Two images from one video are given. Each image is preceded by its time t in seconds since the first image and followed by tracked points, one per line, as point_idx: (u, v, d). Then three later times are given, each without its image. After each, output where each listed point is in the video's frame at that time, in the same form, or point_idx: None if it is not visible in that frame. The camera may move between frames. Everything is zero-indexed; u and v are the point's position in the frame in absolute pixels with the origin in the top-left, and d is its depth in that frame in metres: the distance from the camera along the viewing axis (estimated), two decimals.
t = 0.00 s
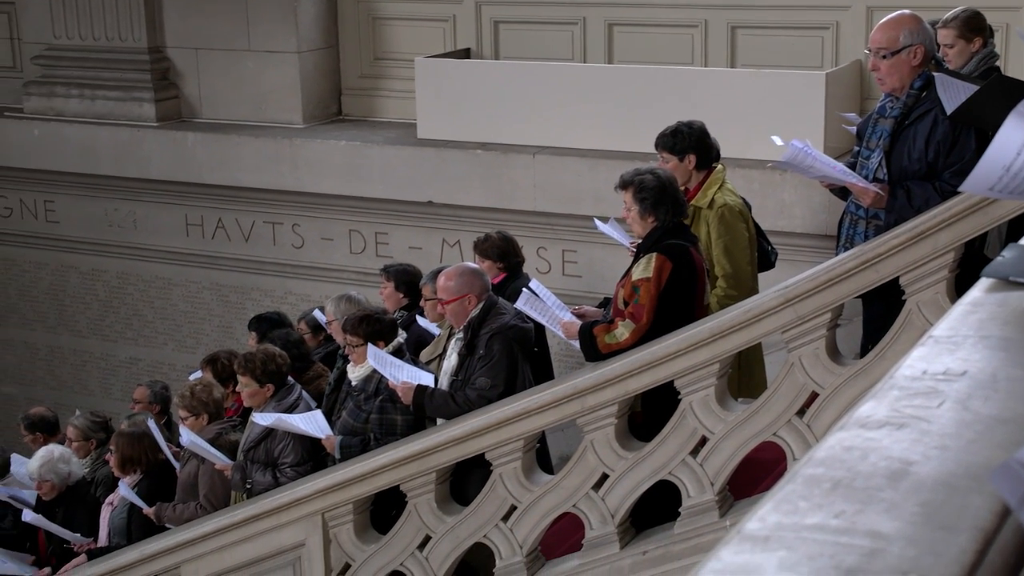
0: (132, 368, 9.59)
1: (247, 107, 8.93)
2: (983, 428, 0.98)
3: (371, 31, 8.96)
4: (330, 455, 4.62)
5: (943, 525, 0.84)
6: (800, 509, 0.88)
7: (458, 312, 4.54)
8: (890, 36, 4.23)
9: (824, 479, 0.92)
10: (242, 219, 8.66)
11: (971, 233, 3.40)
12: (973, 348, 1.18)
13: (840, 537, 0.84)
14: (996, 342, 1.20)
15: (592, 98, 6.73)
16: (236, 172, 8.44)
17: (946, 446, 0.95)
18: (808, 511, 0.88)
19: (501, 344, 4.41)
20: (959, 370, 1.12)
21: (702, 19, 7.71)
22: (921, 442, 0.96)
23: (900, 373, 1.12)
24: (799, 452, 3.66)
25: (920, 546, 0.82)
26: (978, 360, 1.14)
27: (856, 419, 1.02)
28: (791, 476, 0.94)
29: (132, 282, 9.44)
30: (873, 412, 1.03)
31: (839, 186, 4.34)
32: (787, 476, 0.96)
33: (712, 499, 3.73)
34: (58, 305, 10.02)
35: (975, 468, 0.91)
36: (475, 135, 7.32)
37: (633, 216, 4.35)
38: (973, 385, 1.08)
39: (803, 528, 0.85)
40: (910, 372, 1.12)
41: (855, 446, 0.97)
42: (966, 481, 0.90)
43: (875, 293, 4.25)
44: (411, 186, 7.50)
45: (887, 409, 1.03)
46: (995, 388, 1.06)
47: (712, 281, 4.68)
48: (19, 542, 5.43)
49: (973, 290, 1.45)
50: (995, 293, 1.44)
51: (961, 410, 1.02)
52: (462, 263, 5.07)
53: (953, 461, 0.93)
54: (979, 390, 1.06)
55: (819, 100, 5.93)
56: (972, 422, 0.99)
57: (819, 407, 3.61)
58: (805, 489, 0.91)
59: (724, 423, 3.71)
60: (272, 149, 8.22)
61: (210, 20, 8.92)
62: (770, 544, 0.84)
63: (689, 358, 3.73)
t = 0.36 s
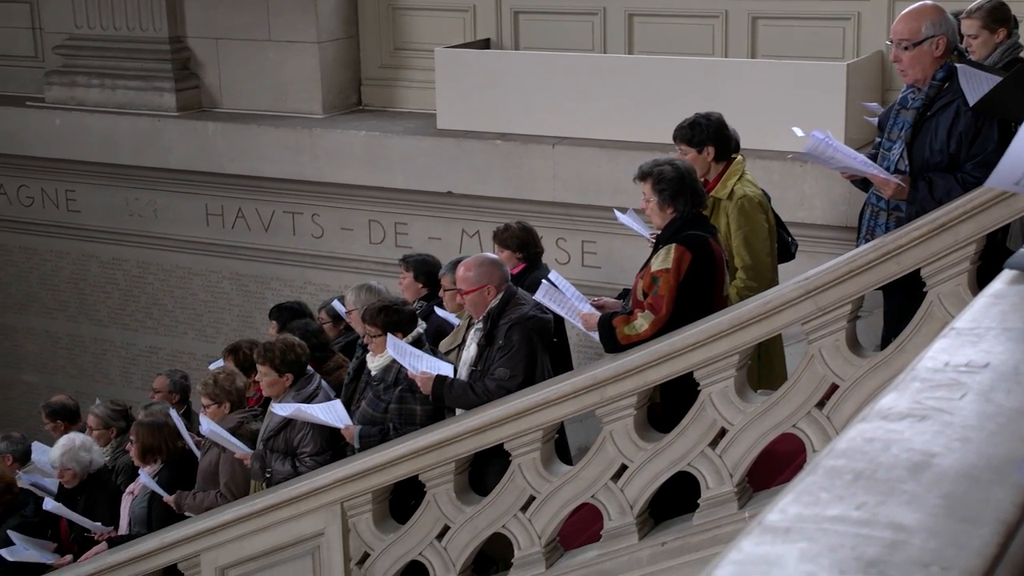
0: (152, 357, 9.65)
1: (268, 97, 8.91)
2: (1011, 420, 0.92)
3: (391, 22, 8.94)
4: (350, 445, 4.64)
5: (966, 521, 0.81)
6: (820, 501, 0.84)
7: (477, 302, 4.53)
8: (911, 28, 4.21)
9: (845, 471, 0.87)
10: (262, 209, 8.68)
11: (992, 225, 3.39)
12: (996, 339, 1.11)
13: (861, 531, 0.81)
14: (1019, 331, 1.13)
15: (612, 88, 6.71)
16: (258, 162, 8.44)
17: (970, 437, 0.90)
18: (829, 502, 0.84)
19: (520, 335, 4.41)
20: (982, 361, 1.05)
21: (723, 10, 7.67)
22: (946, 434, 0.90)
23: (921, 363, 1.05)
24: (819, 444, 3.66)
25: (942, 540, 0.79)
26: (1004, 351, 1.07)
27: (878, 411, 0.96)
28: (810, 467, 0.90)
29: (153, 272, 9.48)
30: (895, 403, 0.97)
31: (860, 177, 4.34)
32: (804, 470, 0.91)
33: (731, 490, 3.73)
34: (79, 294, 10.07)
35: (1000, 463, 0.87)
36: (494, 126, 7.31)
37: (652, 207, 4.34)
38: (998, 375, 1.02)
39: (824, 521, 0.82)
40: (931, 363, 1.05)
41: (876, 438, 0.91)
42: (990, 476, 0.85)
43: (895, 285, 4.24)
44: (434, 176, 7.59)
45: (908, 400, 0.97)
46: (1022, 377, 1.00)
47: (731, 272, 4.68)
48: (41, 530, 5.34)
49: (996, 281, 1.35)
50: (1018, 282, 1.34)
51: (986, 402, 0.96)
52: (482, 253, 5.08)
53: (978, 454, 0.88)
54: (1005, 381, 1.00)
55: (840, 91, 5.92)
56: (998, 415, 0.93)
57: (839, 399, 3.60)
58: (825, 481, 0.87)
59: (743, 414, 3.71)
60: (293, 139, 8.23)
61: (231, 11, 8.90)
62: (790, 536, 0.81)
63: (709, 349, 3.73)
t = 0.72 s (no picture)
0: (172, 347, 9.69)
1: (287, 88, 8.89)
2: None
3: (410, 12, 8.94)
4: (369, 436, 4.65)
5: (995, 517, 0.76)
6: (841, 493, 0.80)
7: (496, 293, 4.52)
8: (934, 19, 4.20)
9: (865, 464, 0.83)
10: (280, 199, 8.65)
11: (1014, 217, 3.38)
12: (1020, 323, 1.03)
13: (884, 524, 0.77)
14: None
15: (632, 80, 6.70)
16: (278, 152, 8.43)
17: (993, 430, 0.85)
18: (850, 494, 0.80)
19: (539, 327, 4.42)
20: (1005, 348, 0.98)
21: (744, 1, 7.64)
22: (968, 426, 0.85)
23: (945, 355, 0.99)
24: (838, 437, 3.64)
25: (968, 536, 0.75)
26: None
27: (899, 404, 0.91)
28: (831, 459, 0.85)
29: (173, 262, 9.52)
30: (916, 395, 0.92)
31: (880, 169, 4.34)
32: (825, 462, 0.87)
33: (750, 483, 3.73)
34: (99, 284, 10.12)
35: None
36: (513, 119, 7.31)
37: (673, 198, 4.33)
38: None
39: (845, 514, 0.78)
40: (955, 354, 0.99)
41: (897, 430, 0.87)
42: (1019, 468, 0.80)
43: (915, 278, 4.22)
44: (453, 166, 7.56)
45: (930, 393, 0.92)
46: None
47: (750, 265, 4.69)
48: (61, 518, 5.38)
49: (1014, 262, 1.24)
50: None
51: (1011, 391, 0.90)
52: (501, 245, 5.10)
53: (1007, 447, 0.83)
54: None
55: (860, 82, 5.91)
56: (1023, 404, 0.87)
57: (859, 391, 3.58)
58: (846, 473, 0.82)
59: (762, 407, 3.70)
60: (313, 130, 8.23)
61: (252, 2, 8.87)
62: (811, 530, 0.77)
63: (729, 341, 3.73)
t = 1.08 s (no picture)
0: (188, 339, 9.72)
1: (304, 80, 8.88)
2: None
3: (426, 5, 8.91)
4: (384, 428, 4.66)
5: (1003, 505, 0.93)
6: (859, 487, 0.97)
7: (512, 287, 4.52)
8: (953, 12, 4.15)
9: (884, 456, 1.00)
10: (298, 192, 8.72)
11: None
12: None
13: (901, 516, 0.93)
14: None
15: (649, 73, 6.69)
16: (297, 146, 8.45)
17: (1007, 424, 1.02)
18: (868, 488, 0.97)
19: (555, 319, 4.40)
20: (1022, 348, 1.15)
21: None
22: (986, 421, 1.03)
23: (962, 350, 1.17)
24: (855, 431, 3.64)
25: (984, 528, 0.90)
26: None
27: (915, 398, 1.09)
28: (851, 453, 1.03)
29: (189, 254, 9.56)
30: (934, 391, 1.10)
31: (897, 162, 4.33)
32: (848, 454, 1.04)
33: (766, 477, 3.72)
34: (116, 275, 10.16)
35: None
36: (528, 112, 7.31)
37: (690, 188, 4.32)
38: None
39: (862, 507, 0.95)
40: (973, 349, 1.17)
41: (915, 425, 1.04)
42: None
43: (932, 271, 4.21)
44: (467, 157, 7.51)
45: (947, 388, 1.10)
46: None
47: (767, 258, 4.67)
48: (78, 509, 5.40)
49: None
50: None
51: None
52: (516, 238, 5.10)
53: (1015, 442, 1.00)
54: None
55: (878, 74, 5.89)
56: None
57: (875, 386, 3.57)
58: (864, 466, 1.00)
59: (778, 400, 3.69)
60: (330, 122, 8.24)
61: None
62: (830, 521, 0.94)
63: (745, 334, 3.72)
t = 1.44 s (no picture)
0: (206, 330, 9.76)
1: (321, 72, 8.86)
2: None
3: None
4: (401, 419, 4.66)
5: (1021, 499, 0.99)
6: (879, 479, 1.02)
7: (529, 278, 4.52)
8: (971, 4, 4.16)
9: (902, 450, 1.06)
10: (315, 183, 8.73)
11: None
12: None
13: (921, 511, 0.98)
14: None
15: (667, 65, 6.67)
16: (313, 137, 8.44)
17: None
18: (888, 481, 1.02)
19: (572, 312, 4.40)
20: None
21: None
22: (1004, 416, 1.09)
23: (982, 342, 1.22)
24: (873, 424, 3.63)
25: (1002, 521, 0.96)
26: None
27: (933, 392, 1.15)
28: (868, 446, 1.08)
29: (206, 245, 9.59)
30: (953, 385, 1.15)
31: (916, 155, 4.32)
32: (868, 446, 1.10)
33: (782, 470, 3.72)
34: (133, 266, 10.20)
35: None
36: (546, 103, 7.31)
37: (702, 182, 4.30)
38: None
39: (881, 500, 1.00)
40: (992, 342, 1.21)
41: (934, 418, 1.10)
42: None
43: (952, 264, 4.19)
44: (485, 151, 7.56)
45: (967, 381, 1.15)
46: None
47: (784, 251, 4.66)
48: (96, 499, 5.41)
49: None
50: None
51: None
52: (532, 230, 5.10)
53: None
54: None
55: (897, 67, 5.87)
56: None
57: (894, 379, 3.56)
58: (885, 458, 1.05)
59: (795, 393, 3.68)
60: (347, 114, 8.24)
61: None
62: (849, 514, 0.99)
63: (763, 327, 3.72)
